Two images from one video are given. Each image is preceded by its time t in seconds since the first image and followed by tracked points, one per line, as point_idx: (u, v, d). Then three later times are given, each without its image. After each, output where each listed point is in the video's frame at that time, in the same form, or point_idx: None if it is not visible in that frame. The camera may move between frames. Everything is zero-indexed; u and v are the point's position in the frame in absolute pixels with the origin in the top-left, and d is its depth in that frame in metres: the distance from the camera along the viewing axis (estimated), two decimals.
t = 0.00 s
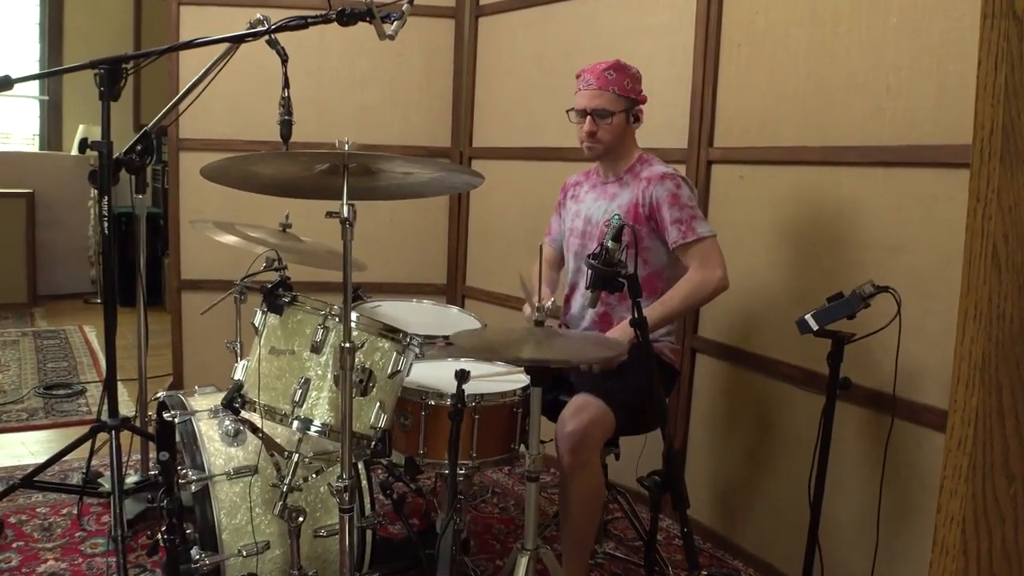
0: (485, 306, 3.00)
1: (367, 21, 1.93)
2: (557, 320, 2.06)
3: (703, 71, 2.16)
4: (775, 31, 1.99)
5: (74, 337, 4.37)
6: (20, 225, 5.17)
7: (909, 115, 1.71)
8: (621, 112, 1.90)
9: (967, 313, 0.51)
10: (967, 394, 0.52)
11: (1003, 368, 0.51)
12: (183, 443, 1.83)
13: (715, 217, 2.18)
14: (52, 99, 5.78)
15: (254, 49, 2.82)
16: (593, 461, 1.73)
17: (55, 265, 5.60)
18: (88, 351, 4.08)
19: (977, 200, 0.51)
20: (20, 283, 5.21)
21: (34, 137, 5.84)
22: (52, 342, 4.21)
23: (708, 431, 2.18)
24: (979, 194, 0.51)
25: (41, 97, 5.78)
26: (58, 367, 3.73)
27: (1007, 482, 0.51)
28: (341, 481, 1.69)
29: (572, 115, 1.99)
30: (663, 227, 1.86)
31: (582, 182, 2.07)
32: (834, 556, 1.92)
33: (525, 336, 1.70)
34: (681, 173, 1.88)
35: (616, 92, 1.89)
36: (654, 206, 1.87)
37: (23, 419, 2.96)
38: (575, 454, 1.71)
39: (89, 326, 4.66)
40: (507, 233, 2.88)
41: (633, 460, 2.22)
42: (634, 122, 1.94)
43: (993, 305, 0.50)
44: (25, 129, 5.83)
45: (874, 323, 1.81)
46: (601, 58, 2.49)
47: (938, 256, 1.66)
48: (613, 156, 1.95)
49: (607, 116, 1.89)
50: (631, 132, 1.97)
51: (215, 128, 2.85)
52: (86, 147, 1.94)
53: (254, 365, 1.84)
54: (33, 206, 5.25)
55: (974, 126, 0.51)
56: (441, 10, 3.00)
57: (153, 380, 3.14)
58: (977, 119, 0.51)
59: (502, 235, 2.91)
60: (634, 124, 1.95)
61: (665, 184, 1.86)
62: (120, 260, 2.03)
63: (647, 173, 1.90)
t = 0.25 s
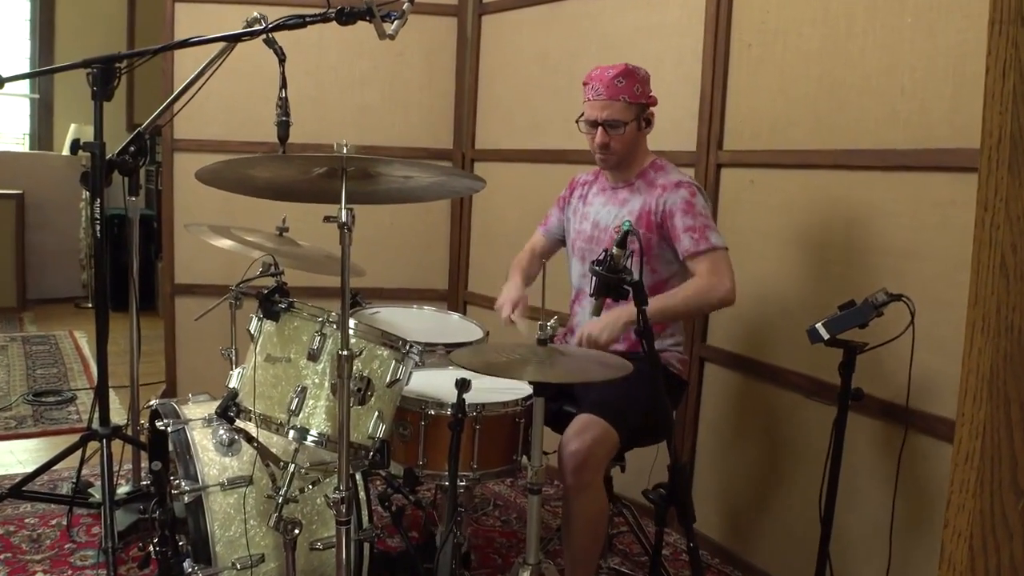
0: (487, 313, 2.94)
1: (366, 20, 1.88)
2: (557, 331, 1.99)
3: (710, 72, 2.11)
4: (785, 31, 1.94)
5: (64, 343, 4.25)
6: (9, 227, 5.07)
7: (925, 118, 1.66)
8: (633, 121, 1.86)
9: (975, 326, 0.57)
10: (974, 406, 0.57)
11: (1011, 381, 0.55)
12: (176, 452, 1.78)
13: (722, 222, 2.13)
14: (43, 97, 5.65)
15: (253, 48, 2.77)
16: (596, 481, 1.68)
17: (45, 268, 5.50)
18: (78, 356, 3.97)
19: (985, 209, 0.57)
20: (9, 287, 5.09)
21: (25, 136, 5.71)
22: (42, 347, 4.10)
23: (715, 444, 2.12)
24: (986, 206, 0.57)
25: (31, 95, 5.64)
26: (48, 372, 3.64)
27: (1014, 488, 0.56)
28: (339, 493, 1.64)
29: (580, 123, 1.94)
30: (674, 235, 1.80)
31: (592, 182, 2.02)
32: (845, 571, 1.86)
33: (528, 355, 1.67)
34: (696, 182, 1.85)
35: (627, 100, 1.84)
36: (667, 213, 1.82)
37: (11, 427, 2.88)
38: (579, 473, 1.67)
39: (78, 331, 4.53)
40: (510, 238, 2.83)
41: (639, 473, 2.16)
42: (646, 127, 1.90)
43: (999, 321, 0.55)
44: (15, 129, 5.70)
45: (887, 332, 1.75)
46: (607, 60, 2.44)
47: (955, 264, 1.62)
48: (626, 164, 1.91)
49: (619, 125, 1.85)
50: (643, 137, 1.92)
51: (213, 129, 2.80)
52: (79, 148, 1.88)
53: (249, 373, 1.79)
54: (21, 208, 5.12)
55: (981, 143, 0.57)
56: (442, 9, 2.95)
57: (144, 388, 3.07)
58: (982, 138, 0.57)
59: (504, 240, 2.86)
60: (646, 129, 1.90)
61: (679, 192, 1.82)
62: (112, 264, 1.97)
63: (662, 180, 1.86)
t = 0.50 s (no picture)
0: (491, 321, 2.89)
1: (367, 22, 1.84)
2: (560, 341, 1.94)
3: (718, 75, 2.06)
4: (795, 33, 1.89)
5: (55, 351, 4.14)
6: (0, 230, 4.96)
7: (939, 123, 1.62)
8: (637, 126, 1.81)
9: (980, 337, 0.50)
10: (980, 426, 0.51)
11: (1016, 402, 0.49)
12: (171, 463, 1.74)
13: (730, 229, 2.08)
14: (33, 97, 5.48)
15: (252, 49, 2.73)
16: (600, 496, 1.64)
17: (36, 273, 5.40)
18: (70, 364, 3.87)
19: (991, 220, 0.50)
20: None
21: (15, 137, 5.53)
22: (32, 354, 4.01)
23: (724, 457, 2.07)
24: (993, 214, 0.50)
25: (21, 95, 5.47)
26: (38, 380, 3.54)
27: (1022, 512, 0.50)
28: (337, 507, 1.59)
29: (582, 130, 1.89)
30: (689, 255, 1.78)
31: (591, 196, 1.97)
32: None
33: (531, 364, 1.62)
34: (714, 199, 1.81)
35: (631, 105, 1.80)
36: (683, 230, 1.79)
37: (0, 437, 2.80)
38: (582, 489, 1.63)
39: (70, 338, 4.43)
40: (514, 244, 2.79)
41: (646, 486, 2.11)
42: (650, 134, 1.86)
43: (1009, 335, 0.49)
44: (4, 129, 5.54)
45: (900, 342, 1.71)
46: (614, 63, 2.40)
47: (971, 272, 1.57)
48: (629, 171, 1.86)
49: (623, 130, 1.80)
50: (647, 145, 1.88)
51: (211, 132, 2.76)
52: (72, 151, 1.84)
53: (246, 383, 1.74)
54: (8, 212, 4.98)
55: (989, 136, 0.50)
56: (446, 8, 2.91)
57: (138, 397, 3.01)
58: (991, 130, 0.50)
59: (508, 246, 2.81)
60: (650, 136, 1.86)
61: (698, 210, 1.78)
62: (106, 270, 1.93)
63: (678, 195, 1.81)
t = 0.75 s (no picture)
0: (493, 331, 2.85)
1: (367, 25, 1.80)
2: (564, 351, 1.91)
3: (725, 79, 2.03)
4: (803, 38, 1.86)
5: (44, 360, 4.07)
6: None
7: (952, 129, 1.58)
8: (654, 129, 1.78)
9: (984, 352, 0.55)
10: (982, 430, 0.56)
11: (1015, 409, 0.54)
12: (165, 476, 1.70)
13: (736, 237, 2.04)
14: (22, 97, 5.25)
15: (251, 53, 2.70)
16: (603, 513, 1.60)
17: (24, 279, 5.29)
18: (59, 373, 3.81)
19: (995, 235, 0.55)
20: None
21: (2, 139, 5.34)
22: (20, 363, 3.93)
23: (730, 471, 2.03)
24: (996, 230, 0.55)
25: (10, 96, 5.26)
26: (26, 391, 3.47)
27: None
28: (334, 521, 1.56)
29: (597, 131, 1.86)
30: (690, 257, 1.73)
31: (601, 195, 1.93)
32: None
33: (534, 374, 1.58)
34: (714, 200, 1.76)
35: (649, 108, 1.77)
36: (683, 232, 1.74)
37: None
38: (584, 505, 1.59)
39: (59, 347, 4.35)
40: (516, 251, 2.75)
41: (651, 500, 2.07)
42: (666, 138, 1.83)
43: (1009, 346, 0.54)
44: None
45: (911, 354, 1.67)
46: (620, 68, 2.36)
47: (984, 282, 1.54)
48: (643, 176, 1.82)
49: (641, 133, 1.77)
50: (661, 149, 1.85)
51: (210, 136, 2.72)
52: (64, 156, 1.80)
53: (243, 395, 1.71)
54: None
55: (992, 159, 0.55)
56: (448, 10, 2.87)
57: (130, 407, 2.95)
58: (994, 154, 0.55)
59: (510, 254, 2.77)
60: (666, 139, 1.83)
61: (698, 212, 1.72)
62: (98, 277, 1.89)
63: (679, 197, 1.76)
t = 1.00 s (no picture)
0: (493, 341, 2.81)
1: (365, 29, 1.77)
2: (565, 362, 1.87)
3: (730, 84, 1.99)
4: (810, 41, 1.82)
5: (32, 369, 4.02)
6: None
7: (963, 135, 1.55)
8: (655, 137, 1.76)
9: (989, 357, 0.59)
10: (986, 440, 0.59)
11: (1016, 416, 0.58)
12: (158, 488, 1.66)
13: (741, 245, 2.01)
14: (10, 99, 5.15)
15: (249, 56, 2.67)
16: (605, 528, 1.56)
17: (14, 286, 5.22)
18: (48, 384, 3.75)
19: (997, 247, 0.59)
20: None
21: None
22: (8, 373, 3.88)
23: (735, 483, 1.99)
24: (999, 241, 0.59)
25: None
26: (14, 402, 3.42)
27: None
28: (331, 535, 1.53)
29: (595, 137, 1.83)
30: (686, 264, 1.69)
31: (595, 209, 1.89)
32: None
33: (535, 382, 1.54)
34: (710, 204, 1.71)
35: (651, 114, 1.75)
36: (678, 238, 1.70)
37: None
38: (585, 519, 1.55)
39: (48, 356, 4.29)
40: (517, 259, 2.71)
41: (655, 514, 2.03)
42: (664, 145, 1.80)
43: (1012, 357, 0.58)
44: None
45: (920, 365, 1.63)
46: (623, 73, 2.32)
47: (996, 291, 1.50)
48: (642, 183, 1.79)
49: (643, 141, 1.74)
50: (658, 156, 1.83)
51: (207, 141, 2.69)
52: (56, 161, 1.77)
53: (237, 405, 1.67)
54: None
55: (995, 173, 0.59)
56: (449, 13, 2.84)
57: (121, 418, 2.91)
58: (997, 168, 0.59)
59: (511, 261, 2.74)
60: (665, 146, 1.81)
61: (692, 216, 1.68)
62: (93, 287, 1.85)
63: (674, 202, 1.72)
